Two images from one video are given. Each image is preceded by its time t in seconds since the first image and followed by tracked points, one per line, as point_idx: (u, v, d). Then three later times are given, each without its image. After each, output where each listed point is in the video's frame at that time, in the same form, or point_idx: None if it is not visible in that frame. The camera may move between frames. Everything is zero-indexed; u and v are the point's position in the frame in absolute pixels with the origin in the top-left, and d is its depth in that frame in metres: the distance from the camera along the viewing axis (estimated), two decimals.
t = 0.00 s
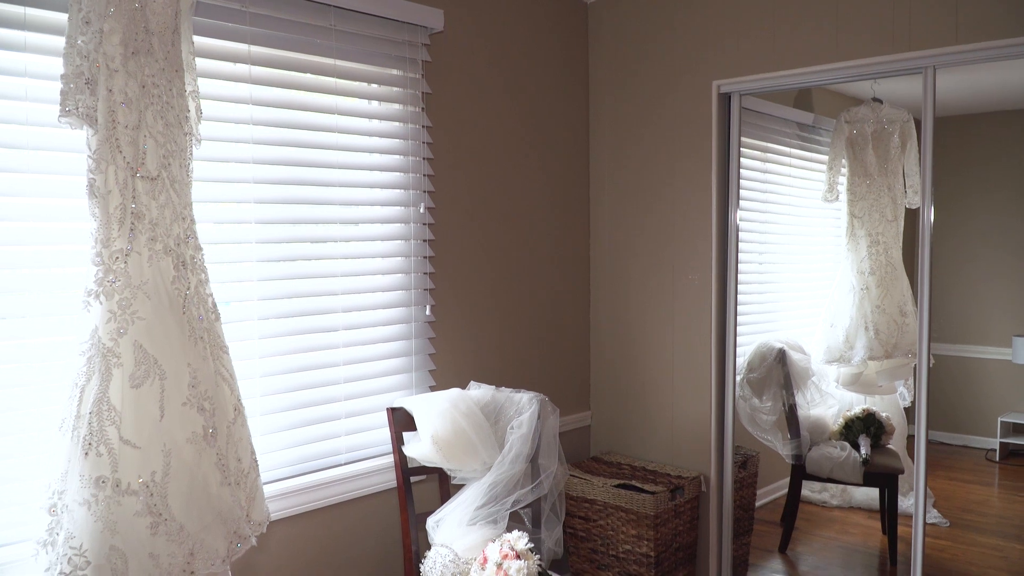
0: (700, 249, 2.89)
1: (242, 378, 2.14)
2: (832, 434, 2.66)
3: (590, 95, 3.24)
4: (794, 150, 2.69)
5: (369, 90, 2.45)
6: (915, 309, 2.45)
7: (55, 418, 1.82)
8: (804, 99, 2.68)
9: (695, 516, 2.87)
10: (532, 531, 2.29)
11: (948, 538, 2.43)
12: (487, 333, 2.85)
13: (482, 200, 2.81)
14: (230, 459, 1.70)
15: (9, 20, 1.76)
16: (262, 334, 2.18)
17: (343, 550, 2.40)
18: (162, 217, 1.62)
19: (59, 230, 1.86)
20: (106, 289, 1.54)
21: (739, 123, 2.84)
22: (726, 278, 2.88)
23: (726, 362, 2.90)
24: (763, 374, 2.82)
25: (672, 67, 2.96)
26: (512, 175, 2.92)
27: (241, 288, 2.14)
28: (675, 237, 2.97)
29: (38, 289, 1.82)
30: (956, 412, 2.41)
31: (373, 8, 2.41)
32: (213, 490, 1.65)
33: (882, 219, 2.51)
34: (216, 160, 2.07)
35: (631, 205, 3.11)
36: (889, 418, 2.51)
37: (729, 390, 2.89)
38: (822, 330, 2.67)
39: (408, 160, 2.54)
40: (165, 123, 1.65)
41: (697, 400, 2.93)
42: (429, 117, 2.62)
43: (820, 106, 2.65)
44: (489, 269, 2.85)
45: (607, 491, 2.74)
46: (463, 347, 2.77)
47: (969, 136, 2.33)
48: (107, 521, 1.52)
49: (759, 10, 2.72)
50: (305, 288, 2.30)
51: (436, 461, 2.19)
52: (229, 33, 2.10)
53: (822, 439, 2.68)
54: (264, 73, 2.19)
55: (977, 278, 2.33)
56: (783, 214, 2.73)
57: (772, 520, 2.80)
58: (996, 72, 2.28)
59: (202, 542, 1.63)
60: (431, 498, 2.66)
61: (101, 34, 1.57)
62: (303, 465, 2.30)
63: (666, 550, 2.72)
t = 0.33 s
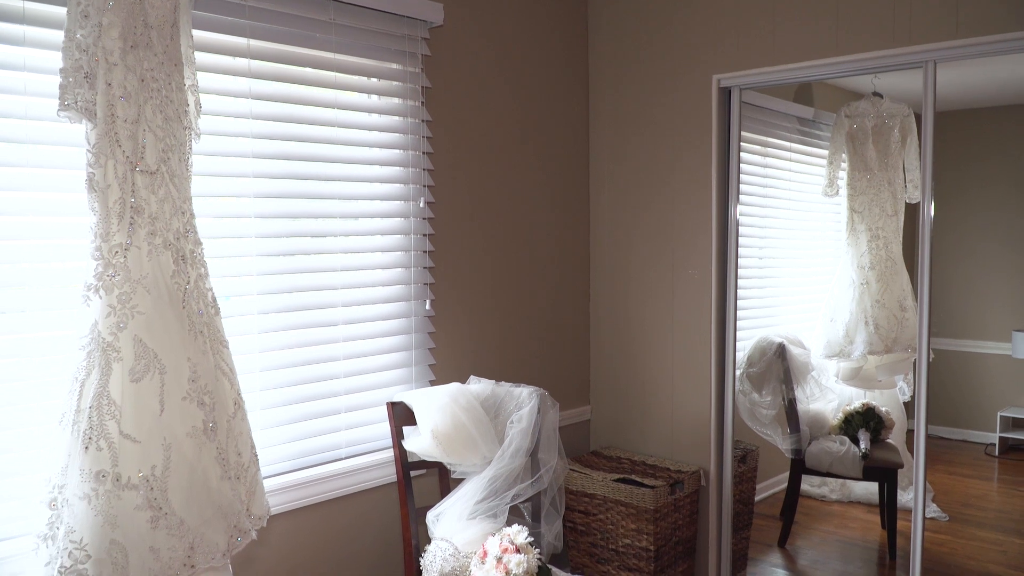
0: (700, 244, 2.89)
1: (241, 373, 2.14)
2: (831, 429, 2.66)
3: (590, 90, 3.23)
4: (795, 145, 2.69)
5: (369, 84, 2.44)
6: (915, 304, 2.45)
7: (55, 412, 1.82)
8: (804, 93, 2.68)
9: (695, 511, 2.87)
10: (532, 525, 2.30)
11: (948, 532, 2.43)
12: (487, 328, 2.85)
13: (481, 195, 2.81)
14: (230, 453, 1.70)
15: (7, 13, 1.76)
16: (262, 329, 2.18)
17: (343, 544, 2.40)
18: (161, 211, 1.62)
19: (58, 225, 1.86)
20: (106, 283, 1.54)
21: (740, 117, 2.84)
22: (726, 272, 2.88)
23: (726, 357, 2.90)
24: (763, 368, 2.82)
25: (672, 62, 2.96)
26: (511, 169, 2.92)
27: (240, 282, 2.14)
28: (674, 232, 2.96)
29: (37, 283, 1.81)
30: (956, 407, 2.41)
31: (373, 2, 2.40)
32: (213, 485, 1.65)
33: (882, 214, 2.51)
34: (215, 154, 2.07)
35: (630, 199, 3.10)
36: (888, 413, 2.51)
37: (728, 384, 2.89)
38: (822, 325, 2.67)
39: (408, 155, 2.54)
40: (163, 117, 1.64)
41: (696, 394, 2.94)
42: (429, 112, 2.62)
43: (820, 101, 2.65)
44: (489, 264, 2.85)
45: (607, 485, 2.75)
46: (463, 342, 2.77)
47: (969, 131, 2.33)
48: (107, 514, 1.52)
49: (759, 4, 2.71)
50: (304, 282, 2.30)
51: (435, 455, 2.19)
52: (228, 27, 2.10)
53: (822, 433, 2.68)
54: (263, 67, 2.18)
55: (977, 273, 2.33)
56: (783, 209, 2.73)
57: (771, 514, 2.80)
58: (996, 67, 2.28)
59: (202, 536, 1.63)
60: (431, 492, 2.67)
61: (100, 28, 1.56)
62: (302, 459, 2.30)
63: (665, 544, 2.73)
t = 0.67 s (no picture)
0: (700, 238, 2.89)
1: (241, 367, 2.14)
2: (830, 422, 2.66)
3: (590, 84, 3.23)
4: (795, 139, 2.69)
5: (369, 78, 2.44)
6: (915, 298, 2.45)
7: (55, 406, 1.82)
8: (805, 86, 2.67)
9: (694, 504, 2.88)
10: (532, 519, 2.29)
11: (946, 526, 2.43)
12: (487, 322, 2.85)
13: (481, 188, 2.80)
14: (230, 446, 1.70)
15: (6, 6, 1.75)
16: (262, 323, 2.18)
17: (344, 538, 2.41)
18: (161, 205, 1.62)
19: (57, 219, 1.85)
20: (105, 277, 1.54)
21: (740, 111, 2.83)
22: (726, 266, 2.88)
23: (726, 351, 2.90)
24: (763, 362, 2.82)
25: (673, 56, 2.94)
26: (512, 163, 2.92)
27: (240, 276, 2.14)
28: (674, 226, 2.96)
29: (36, 277, 1.81)
30: (956, 401, 2.41)
31: None
32: (214, 478, 1.65)
33: (882, 208, 2.51)
34: (215, 148, 2.06)
35: (631, 193, 3.10)
36: (888, 407, 2.52)
37: (728, 378, 2.90)
38: (822, 319, 2.67)
39: (407, 148, 2.54)
40: (163, 111, 1.64)
41: (696, 388, 2.94)
42: (429, 105, 2.61)
43: (821, 94, 2.64)
44: (489, 257, 2.84)
45: (606, 479, 2.75)
46: (463, 336, 2.76)
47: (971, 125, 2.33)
48: (107, 508, 1.52)
49: None
50: (304, 276, 2.29)
51: (435, 448, 2.19)
52: (228, 20, 2.09)
53: (822, 427, 2.68)
54: (262, 60, 2.18)
55: (977, 267, 2.33)
56: (783, 203, 2.73)
57: (771, 508, 2.80)
58: (998, 60, 2.27)
59: (203, 529, 1.63)
60: (431, 485, 2.67)
61: (99, 21, 1.56)
62: (303, 453, 2.31)
63: (665, 538, 2.73)
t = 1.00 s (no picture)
0: (700, 232, 2.89)
1: (241, 360, 2.14)
2: (830, 416, 2.66)
3: (590, 77, 3.22)
4: (795, 132, 2.68)
5: (368, 71, 2.43)
6: (915, 292, 2.45)
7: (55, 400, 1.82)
8: (805, 79, 2.67)
9: (694, 497, 2.88)
10: (532, 512, 2.29)
11: (946, 519, 2.43)
12: (487, 316, 2.85)
13: (481, 181, 2.80)
14: (231, 439, 1.70)
15: None
16: (262, 316, 2.18)
17: (344, 531, 2.41)
18: (161, 198, 1.62)
19: (57, 212, 1.85)
20: (105, 270, 1.54)
21: (741, 104, 2.83)
22: (726, 259, 2.87)
23: (726, 344, 2.90)
24: (763, 356, 2.82)
25: (674, 49, 2.94)
26: (512, 157, 2.91)
27: (240, 269, 2.14)
28: (675, 220, 2.96)
29: (35, 271, 1.81)
30: (955, 394, 2.41)
31: None
32: (214, 471, 1.65)
33: (882, 201, 2.51)
34: (215, 141, 2.06)
35: (631, 187, 3.10)
36: (888, 400, 2.52)
37: (728, 371, 2.90)
38: (822, 312, 2.67)
39: (407, 141, 2.53)
40: (163, 104, 1.64)
41: (696, 381, 2.94)
42: (429, 98, 2.60)
43: (822, 87, 2.63)
44: (489, 250, 2.84)
45: (606, 472, 2.75)
46: (463, 329, 2.76)
47: (972, 118, 2.32)
48: (108, 501, 1.52)
49: None
50: (304, 269, 2.29)
51: (435, 441, 2.20)
52: (228, 13, 2.08)
53: (822, 420, 2.68)
54: (262, 53, 2.17)
55: (977, 261, 2.33)
56: (783, 195, 2.72)
57: (771, 501, 2.81)
58: (999, 53, 2.27)
59: (204, 522, 1.63)
60: (431, 478, 2.67)
61: (98, 13, 1.55)
62: (303, 446, 2.31)
63: (665, 531, 2.74)
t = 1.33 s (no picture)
0: (700, 225, 2.88)
1: (242, 354, 2.15)
2: (830, 410, 2.66)
3: (590, 72, 3.22)
4: (796, 126, 2.68)
5: (368, 64, 2.43)
6: (915, 285, 2.45)
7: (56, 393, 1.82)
8: (806, 73, 2.66)
9: (694, 491, 2.89)
10: (532, 505, 2.29)
11: (945, 512, 2.44)
12: (488, 310, 2.85)
13: (481, 175, 2.80)
14: (231, 433, 1.70)
15: None
16: (262, 310, 2.18)
17: (344, 524, 2.41)
18: (160, 191, 1.61)
19: (57, 206, 1.85)
20: (104, 264, 1.54)
21: (741, 98, 2.82)
22: (726, 253, 2.87)
23: (726, 338, 2.90)
24: (763, 350, 2.82)
25: (673, 43, 2.93)
26: (512, 150, 2.91)
27: (240, 263, 2.14)
28: (675, 214, 2.96)
29: (35, 264, 1.81)
30: (955, 388, 2.42)
31: None
32: (215, 465, 1.66)
33: (882, 195, 2.51)
34: (214, 134, 2.06)
35: (631, 180, 3.10)
36: (888, 394, 2.52)
37: (728, 365, 2.90)
38: (822, 306, 2.67)
39: (407, 135, 2.53)
40: (162, 96, 1.63)
41: (696, 375, 2.94)
42: (428, 92, 2.60)
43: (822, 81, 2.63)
44: (489, 244, 2.84)
45: (606, 466, 2.76)
46: (463, 323, 2.76)
47: (973, 112, 2.32)
48: (108, 494, 1.52)
49: None
50: (304, 263, 2.29)
51: (435, 435, 2.20)
52: (227, 6, 2.08)
53: (821, 414, 2.68)
54: (262, 46, 2.17)
55: (978, 255, 2.33)
56: (782, 189, 2.72)
57: (770, 495, 2.81)
58: (1000, 47, 2.26)
59: (204, 516, 1.64)
60: (432, 472, 2.68)
61: (98, 6, 1.55)
62: (303, 440, 2.31)
63: (665, 524, 2.74)
